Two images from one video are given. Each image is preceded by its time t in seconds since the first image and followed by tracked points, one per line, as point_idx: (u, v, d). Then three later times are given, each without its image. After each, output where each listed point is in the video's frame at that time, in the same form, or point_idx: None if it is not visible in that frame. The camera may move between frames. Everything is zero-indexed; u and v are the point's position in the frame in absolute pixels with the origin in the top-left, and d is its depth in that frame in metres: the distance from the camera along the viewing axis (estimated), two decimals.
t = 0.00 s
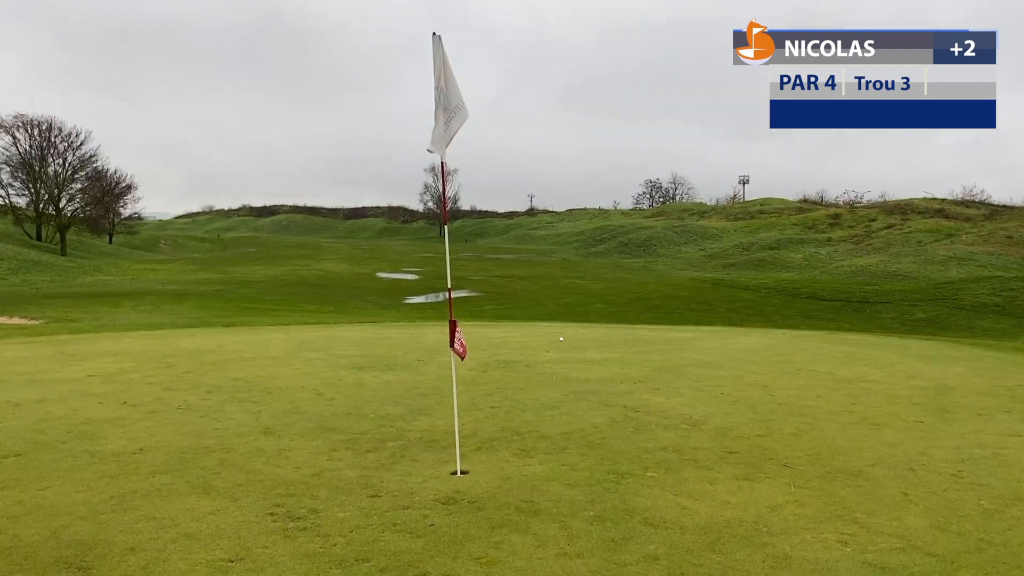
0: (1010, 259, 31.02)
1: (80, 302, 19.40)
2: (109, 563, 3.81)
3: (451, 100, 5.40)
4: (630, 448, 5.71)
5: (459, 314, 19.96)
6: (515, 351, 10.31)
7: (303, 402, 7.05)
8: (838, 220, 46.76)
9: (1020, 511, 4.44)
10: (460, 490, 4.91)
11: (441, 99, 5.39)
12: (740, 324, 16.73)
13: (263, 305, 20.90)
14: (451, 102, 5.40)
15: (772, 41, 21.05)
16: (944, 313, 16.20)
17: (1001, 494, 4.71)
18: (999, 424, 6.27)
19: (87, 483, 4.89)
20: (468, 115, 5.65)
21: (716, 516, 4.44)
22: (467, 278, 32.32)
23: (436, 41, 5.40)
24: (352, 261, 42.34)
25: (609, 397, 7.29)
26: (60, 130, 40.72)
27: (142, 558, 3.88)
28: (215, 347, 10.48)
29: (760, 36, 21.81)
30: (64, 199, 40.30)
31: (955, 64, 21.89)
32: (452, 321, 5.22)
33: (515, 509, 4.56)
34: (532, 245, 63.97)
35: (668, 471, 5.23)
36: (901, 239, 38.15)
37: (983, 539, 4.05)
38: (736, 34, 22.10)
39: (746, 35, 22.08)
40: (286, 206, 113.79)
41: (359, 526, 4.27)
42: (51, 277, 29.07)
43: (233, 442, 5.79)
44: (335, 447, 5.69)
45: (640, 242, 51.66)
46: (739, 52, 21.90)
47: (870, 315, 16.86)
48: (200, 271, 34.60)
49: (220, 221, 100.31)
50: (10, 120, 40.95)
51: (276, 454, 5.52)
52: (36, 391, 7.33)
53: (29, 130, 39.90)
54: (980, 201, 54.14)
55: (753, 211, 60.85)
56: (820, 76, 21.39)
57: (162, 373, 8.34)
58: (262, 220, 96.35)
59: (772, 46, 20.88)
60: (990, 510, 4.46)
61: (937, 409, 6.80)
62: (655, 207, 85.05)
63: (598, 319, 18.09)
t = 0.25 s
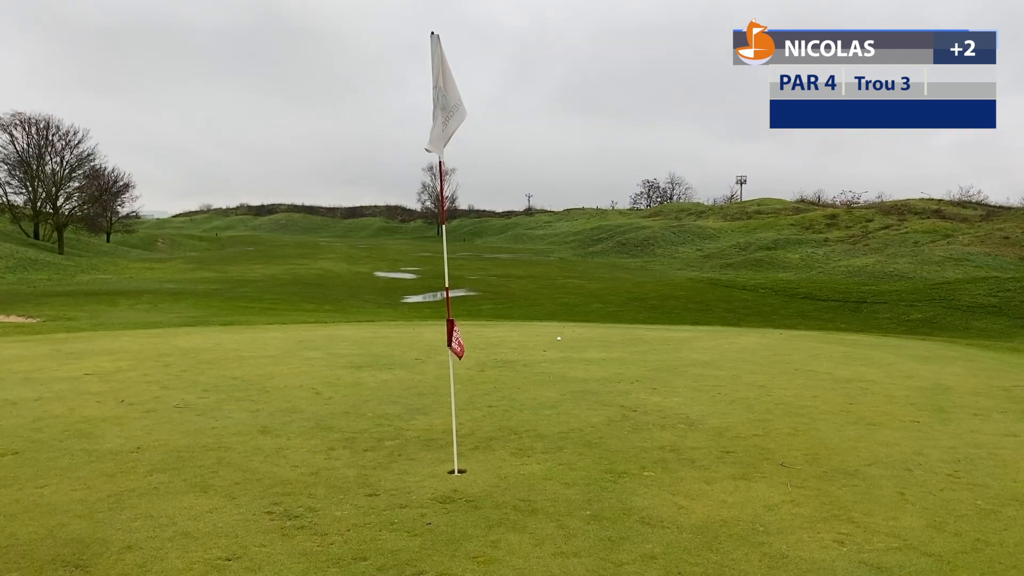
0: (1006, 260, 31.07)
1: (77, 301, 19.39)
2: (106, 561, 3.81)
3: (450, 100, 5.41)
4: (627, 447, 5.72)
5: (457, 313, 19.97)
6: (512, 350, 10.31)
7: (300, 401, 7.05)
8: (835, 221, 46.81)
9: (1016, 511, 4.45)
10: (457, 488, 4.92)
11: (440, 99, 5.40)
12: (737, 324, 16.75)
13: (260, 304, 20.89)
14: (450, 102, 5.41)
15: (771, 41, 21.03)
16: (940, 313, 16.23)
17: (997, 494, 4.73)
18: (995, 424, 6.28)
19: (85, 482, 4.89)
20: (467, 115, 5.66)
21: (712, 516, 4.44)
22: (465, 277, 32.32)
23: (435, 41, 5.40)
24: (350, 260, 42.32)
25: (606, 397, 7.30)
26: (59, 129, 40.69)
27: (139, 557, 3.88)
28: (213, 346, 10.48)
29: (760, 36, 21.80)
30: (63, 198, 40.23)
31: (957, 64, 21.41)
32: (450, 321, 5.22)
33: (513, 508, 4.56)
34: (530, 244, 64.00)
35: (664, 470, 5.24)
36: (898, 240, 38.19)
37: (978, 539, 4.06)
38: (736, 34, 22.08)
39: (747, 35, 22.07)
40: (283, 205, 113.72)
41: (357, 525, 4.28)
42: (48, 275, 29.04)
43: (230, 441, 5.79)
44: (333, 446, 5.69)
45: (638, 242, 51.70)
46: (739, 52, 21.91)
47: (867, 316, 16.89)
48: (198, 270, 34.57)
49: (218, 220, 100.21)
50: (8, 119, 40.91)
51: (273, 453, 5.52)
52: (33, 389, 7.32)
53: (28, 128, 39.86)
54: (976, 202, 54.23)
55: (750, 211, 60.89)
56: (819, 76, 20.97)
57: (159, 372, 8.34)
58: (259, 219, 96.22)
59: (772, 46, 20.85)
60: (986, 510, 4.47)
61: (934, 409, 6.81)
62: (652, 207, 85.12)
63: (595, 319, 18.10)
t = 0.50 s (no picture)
0: (995, 260, 31.24)
1: (67, 300, 19.27)
2: (96, 562, 3.79)
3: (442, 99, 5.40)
4: (619, 447, 5.73)
5: (449, 313, 19.97)
6: (504, 350, 10.30)
7: (291, 401, 7.03)
8: (826, 221, 46.96)
9: (1005, 509, 4.48)
10: (449, 488, 4.91)
11: (432, 97, 5.39)
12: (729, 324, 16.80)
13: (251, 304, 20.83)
14: (442, 101, 5.40)
15: (771, 42, 21.04)
16: (931, 313, 16.31)
17: (987, 493, 4.75)
18: (985, 423, 6.31)
19: (75, 483, 4.86)
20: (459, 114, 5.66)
21: (704, 515, 4.45)
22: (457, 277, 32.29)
23: (427, 39, 5.39)
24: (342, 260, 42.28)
25: (598, 396, 7.30)
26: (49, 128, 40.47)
27: (129, 558, 3.86)
28: (203, 346, 10.44)
29: (760, 37, 21.80)
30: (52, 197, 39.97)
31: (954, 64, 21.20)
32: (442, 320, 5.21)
33: (505, 508, 4.56)
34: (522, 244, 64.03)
35: (656, 470, 5.24)
36: (889, 240, 38.34)
37: (968, 538, 4.08)
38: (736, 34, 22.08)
39: (747, 35, 22.09)
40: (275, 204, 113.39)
41: (348, 526, 4.27)
42: (38, 275, 28.86)
43: (221, 441, 5.77)
44: (324, 447, 5.68)
45: (630, 242, 51.76)
46: (739, 52, 21.97)
47: (858, 316, 16.95)
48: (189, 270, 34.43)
49: (209, 219, 99.83)
50: None
51: (264, 453, 5.51)
52: (22, 389, 7.28)
53: (18, 127, 39.67)
54: (966, 203, 54.50)
55: (741, 211, 61.04)
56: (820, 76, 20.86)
57: (150, 372, 8.30)
58: (250, 219, 95.88)
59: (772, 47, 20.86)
60: (976, 509, 4.50)
61: (924, 408, 6.84)
62: (644, 207, 85.26)
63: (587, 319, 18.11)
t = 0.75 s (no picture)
0: (974, 261, 31.54)
1: (47, 302, 19.07)
2: (77, 565, 3.75)
3: (426, 99, 5.39)
4: (604, 447, 5.74)
5: (433, 314, 19.94)
6: (489, 351, 10.31)
7: (275, 402, 7.00)
8: (808, 222, 47.24)
9: (986, 508, 4.51)
10: (434, 489, 4.90)
11: (416, 98, 5.38)
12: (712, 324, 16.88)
13: (233, 305, 20.71)
14: (426, 101, 5.38)
15: (772, 42, 20.97)
16: (911, 313, 16.44)
17: (968, 491, 4.79)
18: (965, 423, 6.37)
19: (56, 485, 4.82)
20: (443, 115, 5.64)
21: (688, 515, 4.46)
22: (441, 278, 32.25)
23: (412, 40, 5.38)
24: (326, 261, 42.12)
25: (583, 397, 7.32)
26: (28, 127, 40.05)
27: (111, 560, 3.82)
28: (185, 347, 10.38)
29: (760, 36, 21.69)
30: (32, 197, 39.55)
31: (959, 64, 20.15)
32: (427, 321, 5.20)
33: (490, 509, 4.56)
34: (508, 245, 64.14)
35: (641, 470, 5.25)
36: (870, 241, 38.62)
37: (949, 536, 4.12)
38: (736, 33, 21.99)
39: (747, 35, 22.02)
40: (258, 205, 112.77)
41: (332, 527, 4.25)
42: (18, 276, 28.54)
43: (204, 443, 5.74)
44: (308, 448, 5.66)
45: (614, 243, 51.87)
46: (739, 52, 21.96)
47: (840, 316, 17.07)
48: (171, 270, 34.17)
49: (192, 220, 99.09)
50: None
51: (248, 454, 5.48)
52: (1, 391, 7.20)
53: None
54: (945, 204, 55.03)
55: (724, 212, 61.37)
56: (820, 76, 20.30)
57: (131, 374, 8.24)
58: (234, 219, 95.40)
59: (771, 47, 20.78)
60: (957, 507, 4.53)
61: (905, 408, 6.90)
62: (628, 208, 85.54)
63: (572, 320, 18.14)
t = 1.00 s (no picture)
0: (946, 262, 32.01)
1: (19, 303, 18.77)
2: (48, 570, 3.68)
3: (404, 99, 5.38)
4: (581, 448, 5.75)
5: (411, 315, 19.92)
6: (467, 351, 10.32)
7: (251, 404, 6.95)
8: (782, 224, 47.61)
9: (958, 505, 4.57)
10: (412, 491, 4.89)
11: (393, 98, 5.36)
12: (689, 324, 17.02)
13: (209, 306, 20.53)
14: (404, 101, 5.37)
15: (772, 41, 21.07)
16: (885, 314, 16.68)
17: (940, 489, 4.85)
18: (938, 422, 6.45)
19: (25, 490, 4.73)
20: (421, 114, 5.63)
21: (665, 515, 4.47)
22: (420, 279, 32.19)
23: (389, 40, 5.37)
24: (304, 261, 41.86)
25: (561, 397, 7.33)
26: None
27: (82, 565, 3.76)
28: (160, 349, 10.26)
29: (760, 37, 21.83)
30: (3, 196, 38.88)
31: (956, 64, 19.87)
32: (406, 322, 5.18)
33: (467, 510, 4.55)
34: (488, 245, 64.24)
35: (618, 470, 5.27)
36: (845, 243, 39.07)
37: (923, 534, 4.16)
38: (736, 33, 22.10)
39: (747, 36, 22.20)
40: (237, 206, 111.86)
41: (309, 530, 4.21)
42: None
43: (179, 445, 5.68)
44: (284, 450, 5.61)
45: (591, 243, 52.01)
46: (739, 52, 22.14)
47: (815, 316, 17.28)
48: (147, 271, 33.77)
49: (169, 220, 98.05)
50: None
51: (223, 457, 5.42)
52: None
53: None
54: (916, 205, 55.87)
55: (701, 213, 61.86)
56: (818, 75, 20.30)
57: (104, 376, 8.13)
58: (211, 220, 94.68)
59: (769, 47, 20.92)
60: (930, 505, 4.58)
61: (879, 407, 6.98)
62: (607, 209, 85.97)
63: (550, 320, 18.19)
